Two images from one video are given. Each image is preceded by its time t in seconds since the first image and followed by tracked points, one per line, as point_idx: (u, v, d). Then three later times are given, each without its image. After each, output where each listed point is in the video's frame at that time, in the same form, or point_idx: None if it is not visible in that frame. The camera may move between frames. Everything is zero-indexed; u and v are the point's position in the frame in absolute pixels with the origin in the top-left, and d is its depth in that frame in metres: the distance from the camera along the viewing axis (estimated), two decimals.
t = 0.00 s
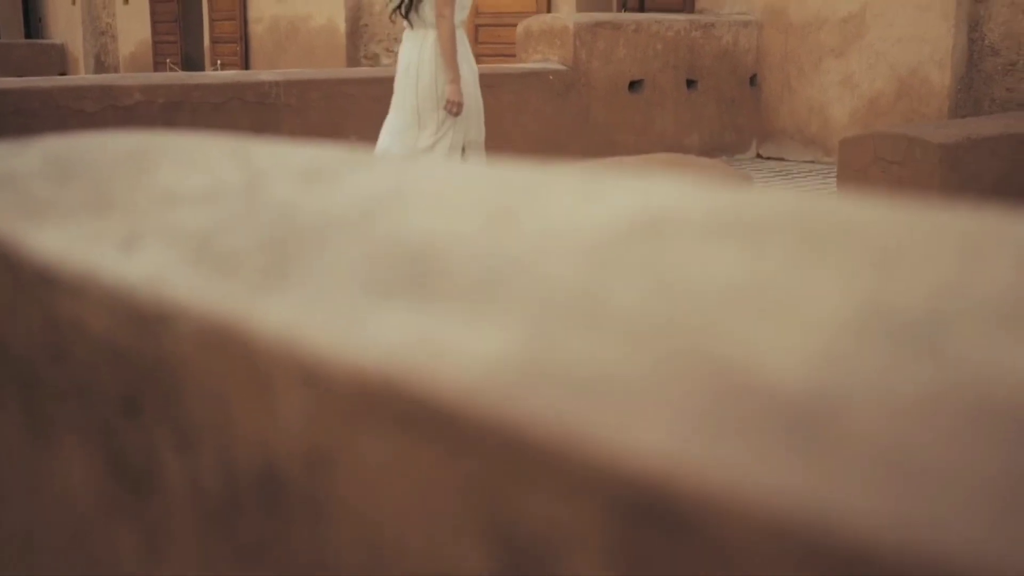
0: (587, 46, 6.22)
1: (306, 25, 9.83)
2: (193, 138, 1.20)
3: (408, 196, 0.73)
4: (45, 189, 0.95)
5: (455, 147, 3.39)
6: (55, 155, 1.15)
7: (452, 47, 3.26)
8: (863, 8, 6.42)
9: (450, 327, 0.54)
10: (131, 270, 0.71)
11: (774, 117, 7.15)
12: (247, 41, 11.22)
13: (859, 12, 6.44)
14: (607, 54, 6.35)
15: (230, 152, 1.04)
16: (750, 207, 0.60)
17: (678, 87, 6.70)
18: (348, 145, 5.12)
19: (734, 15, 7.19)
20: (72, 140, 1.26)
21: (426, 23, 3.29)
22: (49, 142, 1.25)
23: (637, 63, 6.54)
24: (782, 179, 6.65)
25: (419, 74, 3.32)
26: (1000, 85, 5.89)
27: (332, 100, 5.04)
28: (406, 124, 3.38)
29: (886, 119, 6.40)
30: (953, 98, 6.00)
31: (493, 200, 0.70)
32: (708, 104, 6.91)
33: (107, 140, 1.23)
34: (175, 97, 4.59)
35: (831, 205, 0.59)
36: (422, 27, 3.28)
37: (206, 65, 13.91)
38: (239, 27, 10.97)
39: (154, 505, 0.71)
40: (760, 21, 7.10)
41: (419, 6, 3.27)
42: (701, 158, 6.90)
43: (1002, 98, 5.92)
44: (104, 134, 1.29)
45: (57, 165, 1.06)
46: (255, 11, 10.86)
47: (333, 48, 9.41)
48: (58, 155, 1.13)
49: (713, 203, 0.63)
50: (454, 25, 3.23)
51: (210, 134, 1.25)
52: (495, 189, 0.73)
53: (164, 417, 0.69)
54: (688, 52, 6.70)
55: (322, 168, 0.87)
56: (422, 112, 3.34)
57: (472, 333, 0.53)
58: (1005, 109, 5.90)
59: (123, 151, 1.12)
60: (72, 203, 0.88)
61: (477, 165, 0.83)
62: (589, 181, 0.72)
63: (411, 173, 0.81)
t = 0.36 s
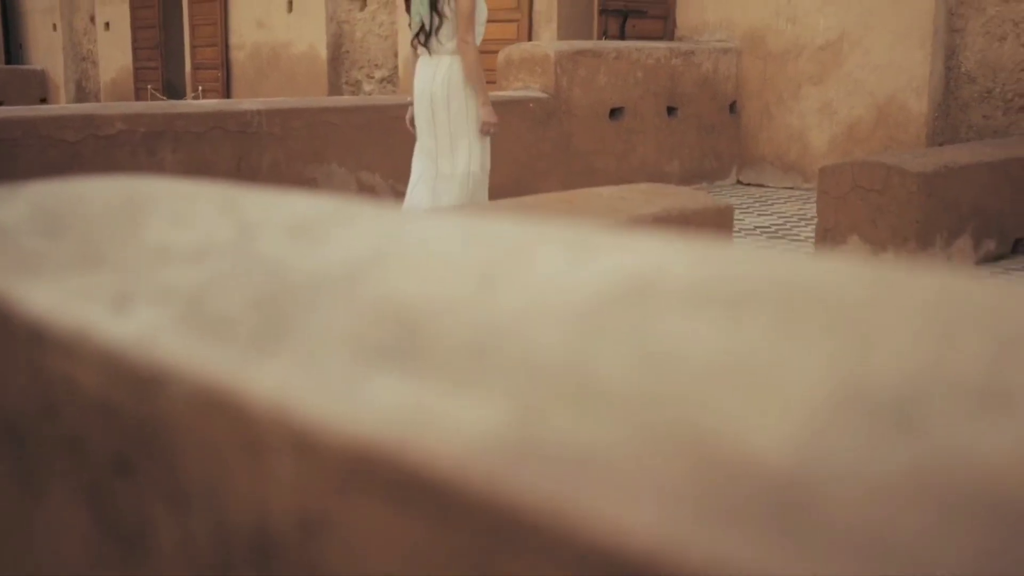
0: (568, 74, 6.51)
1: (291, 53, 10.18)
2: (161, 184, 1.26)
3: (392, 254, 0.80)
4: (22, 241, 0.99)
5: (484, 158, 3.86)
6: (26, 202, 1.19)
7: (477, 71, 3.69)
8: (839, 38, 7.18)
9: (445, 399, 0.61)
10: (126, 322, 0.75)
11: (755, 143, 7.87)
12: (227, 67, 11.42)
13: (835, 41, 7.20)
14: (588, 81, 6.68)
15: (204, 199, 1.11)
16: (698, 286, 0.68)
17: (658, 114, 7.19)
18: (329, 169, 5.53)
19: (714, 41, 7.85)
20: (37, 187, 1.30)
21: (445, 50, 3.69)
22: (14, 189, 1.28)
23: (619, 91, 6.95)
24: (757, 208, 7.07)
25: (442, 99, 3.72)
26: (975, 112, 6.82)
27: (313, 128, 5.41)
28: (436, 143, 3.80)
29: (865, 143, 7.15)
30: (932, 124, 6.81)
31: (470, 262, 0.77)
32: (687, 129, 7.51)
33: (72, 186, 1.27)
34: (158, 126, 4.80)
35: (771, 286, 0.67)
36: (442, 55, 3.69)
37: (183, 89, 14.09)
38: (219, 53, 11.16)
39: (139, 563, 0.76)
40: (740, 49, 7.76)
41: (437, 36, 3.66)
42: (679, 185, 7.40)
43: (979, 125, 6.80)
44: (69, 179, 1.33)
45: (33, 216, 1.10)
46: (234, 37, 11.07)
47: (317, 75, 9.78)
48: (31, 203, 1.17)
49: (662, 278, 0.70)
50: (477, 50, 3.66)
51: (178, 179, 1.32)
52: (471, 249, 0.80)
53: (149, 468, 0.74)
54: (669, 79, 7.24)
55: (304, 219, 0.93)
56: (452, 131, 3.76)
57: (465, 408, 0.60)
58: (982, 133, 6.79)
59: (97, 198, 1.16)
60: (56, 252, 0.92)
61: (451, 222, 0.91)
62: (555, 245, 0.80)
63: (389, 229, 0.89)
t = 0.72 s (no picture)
0: (546, 111, 6.59)
1: (271, 88, 10.33)
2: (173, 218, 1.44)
3: (384, 310, 0.98)
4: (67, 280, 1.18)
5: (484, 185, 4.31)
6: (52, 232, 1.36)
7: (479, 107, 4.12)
8: (816, 75, 7.45)
9: (432, 473, 0.81)
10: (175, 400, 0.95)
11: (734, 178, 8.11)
12: (207, 103, 11.55)
13: (812, 78, 7.48)
14: (566, 118, 6.76)
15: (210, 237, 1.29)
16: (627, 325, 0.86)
17: (637, 150, 7.31)
18: (307, 207, 5.90)
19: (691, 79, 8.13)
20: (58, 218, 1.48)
21: (448, 87, 4.12)
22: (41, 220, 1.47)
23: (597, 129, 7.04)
24: (734, 243, 7.21)
25: (446, 134, 4.17)
26: (950, 148, 7.18)
27: (293, 166, 5.79)
28: (443, 173, 4.26)
29: (841, 179, 7.35)
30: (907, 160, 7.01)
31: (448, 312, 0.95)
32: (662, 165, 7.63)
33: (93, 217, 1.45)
34: (139, 164, 5.09)
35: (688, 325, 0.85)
36: (445, 92, 4.11)
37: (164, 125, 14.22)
38: (199, 88, 11.28)
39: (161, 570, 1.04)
40: (717, 85, 8.06)
41: (441, 74, 4.08)
42: (657, 221, 7.55)
43: (952, 160, 7.18)
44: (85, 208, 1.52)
45: (68, 243, 1.29)
46: (215, 73, 11.21)
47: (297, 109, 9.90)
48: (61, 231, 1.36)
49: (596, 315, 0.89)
50: (480, 87, 4.07)
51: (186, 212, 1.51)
52: (450, 294, 0.99)
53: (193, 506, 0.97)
54: (647, 116, 7.38)
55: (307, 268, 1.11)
56: (457, 161, 4.21)
57: (455, 480, 0.79)
58: (956, 168, 7.15)
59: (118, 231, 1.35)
60: (101, 304, 1.11)
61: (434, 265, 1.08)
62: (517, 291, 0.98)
63: (381, 275, 1.07)
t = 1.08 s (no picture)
0: (528, 153, 6.62)
1: (253, 129, 10.39)
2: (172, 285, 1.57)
3: (386, 391, 1.11)
4: (89, 358, 1.31)
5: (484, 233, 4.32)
6: (63, 304, 1.49)
7: (481, 156, 4.20)
8: (794, 118, 7.58)
9: (430, 542, 0.92)
10: (201, 482, 1.08)
11: (714, 219, 8.20)
12: (188, 143, 11.59)
13: (791, 120, 7.59)
14: (547, 159, 6.79)
15: (211, 309, 1.42)
16: (594, 402, 1.01)
17: (618, 191, 7.35)
18: (290, 250, 5.92)
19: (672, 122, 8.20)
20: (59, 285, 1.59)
21: (450, 135, 4.22)
22: (44, 287, 1.58)
23: (579, 170, 7.06)
24: (716, 284, 7.27)
25: (448, 180, 4.23)
26: (927, 190, 7.27)
27: (276, 209, 5.81)
28: (443, 218, 4.28)
29: (821, 220, 7.47)
30: (886, 203, 7.14)
31: (442, 391, 1.08)
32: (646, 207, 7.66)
33: (97, 284, 1.57)
34: (120, 207, 5.10)
35: (648, 405, 1.00)
36: (449, 140, 4.21)
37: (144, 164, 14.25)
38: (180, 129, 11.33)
39: None
40: (697, 127, 8.15)
41: (444, 122, 4.19)
42: (639, 262, 7.59)
43: (931, 202, 7.27)
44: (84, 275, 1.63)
45: (83, 318, 1.42)
46: (197, 114, 11.27)
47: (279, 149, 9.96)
48: (72, 303, 1.48)
49: (570, 391, 1.04)
50: (482, 136, 4.16)
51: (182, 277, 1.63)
52: (442, 369, 1.13)
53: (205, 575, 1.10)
54: (628, 158, 7.42)
55: (312, 344, 1.25)
56: (457, 207, 4.25)
57: (447, 558, 0.91)
58: (934, 211, 7.25)
59: (126, 301, 1.47)
60: (126, 383, 1.24)
61: (427, 338, 1.23)
62: (502, 367, 1.13)
63: (380, 350, 1.21)
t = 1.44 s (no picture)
0: (515, 190, 6.65)
1: (241, 164, 10.43)
2: (169, 341, 1.60)
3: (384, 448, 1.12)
4: (83, 409, 1.34)
5: (489, 274, 4.44)
6: (60, 360, 1.50)
7: (488, 198, 4.33)
8: (780, 155, 7.64)
9: None
10: (198, 536, 1.09)
11: (700, 255, 8.24)
12: (175, 179, 11.62)
13: (776, 157, 7.66)
14: (535, 197, 6.83)
15: (207, 365, 1.45)
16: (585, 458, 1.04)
17: (606, 228, 7.40)
18: (278, 287, 5.93)
19: (659, 158, 8.25)
20: (56, 338, 1.63)
21: (459, 178, 4.36)
22: (42, 339, 1.62)
23: (565, 207, 7.10)
24: (703, 320, 7.30)
25: (457, 221, 4.36)
26: (912, 227, 7.34)
27: (264, 247, 5.83)
28: (451, 258, 4.40)
29: (806, 256, 7.53)
30: (871, 239, 7.20)
31: (442, 449, 1.10)
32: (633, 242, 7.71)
33: (94, 338, 1.61)
34: (109, 245, 5.11)
35: (638, 461, 1.03)
36: (458, 182, 4.35)
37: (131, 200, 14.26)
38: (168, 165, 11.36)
39: None
40: (684, 164, 8.21)
41: (452, 165, 4.33)
42: (626, 298, 7.62)
43: (916, 239, 7.33)
44: (80, 330, 1.67)
45: (80, 369, 1.45)
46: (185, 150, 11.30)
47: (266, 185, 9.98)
48: (69, 356, 1.51)
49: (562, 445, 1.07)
50: (489, 179, 4.30)
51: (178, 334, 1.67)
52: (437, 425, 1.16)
53: None
54: (615, 195, 7.48)
55: (309, 399, 1.28)
56: (465, 247, 4.37)
57: None
58: (920, 247, 7.31)
59: (123, 355, 1.51)
60: (125, 439, 1.25)
61: (425, 399, 1.25)
62: (497, 423, 1.16)
63: (378, 405, 1.24)
